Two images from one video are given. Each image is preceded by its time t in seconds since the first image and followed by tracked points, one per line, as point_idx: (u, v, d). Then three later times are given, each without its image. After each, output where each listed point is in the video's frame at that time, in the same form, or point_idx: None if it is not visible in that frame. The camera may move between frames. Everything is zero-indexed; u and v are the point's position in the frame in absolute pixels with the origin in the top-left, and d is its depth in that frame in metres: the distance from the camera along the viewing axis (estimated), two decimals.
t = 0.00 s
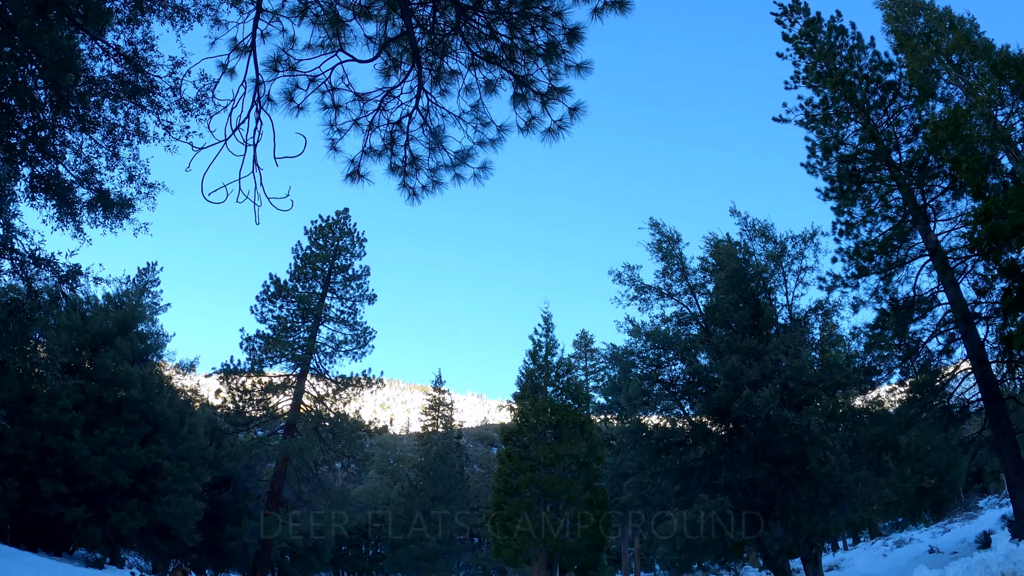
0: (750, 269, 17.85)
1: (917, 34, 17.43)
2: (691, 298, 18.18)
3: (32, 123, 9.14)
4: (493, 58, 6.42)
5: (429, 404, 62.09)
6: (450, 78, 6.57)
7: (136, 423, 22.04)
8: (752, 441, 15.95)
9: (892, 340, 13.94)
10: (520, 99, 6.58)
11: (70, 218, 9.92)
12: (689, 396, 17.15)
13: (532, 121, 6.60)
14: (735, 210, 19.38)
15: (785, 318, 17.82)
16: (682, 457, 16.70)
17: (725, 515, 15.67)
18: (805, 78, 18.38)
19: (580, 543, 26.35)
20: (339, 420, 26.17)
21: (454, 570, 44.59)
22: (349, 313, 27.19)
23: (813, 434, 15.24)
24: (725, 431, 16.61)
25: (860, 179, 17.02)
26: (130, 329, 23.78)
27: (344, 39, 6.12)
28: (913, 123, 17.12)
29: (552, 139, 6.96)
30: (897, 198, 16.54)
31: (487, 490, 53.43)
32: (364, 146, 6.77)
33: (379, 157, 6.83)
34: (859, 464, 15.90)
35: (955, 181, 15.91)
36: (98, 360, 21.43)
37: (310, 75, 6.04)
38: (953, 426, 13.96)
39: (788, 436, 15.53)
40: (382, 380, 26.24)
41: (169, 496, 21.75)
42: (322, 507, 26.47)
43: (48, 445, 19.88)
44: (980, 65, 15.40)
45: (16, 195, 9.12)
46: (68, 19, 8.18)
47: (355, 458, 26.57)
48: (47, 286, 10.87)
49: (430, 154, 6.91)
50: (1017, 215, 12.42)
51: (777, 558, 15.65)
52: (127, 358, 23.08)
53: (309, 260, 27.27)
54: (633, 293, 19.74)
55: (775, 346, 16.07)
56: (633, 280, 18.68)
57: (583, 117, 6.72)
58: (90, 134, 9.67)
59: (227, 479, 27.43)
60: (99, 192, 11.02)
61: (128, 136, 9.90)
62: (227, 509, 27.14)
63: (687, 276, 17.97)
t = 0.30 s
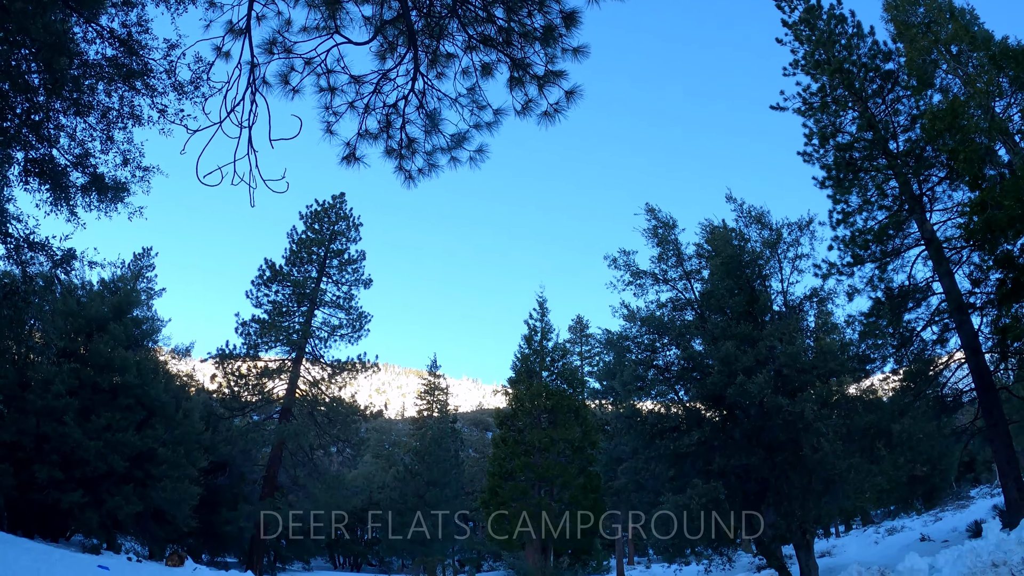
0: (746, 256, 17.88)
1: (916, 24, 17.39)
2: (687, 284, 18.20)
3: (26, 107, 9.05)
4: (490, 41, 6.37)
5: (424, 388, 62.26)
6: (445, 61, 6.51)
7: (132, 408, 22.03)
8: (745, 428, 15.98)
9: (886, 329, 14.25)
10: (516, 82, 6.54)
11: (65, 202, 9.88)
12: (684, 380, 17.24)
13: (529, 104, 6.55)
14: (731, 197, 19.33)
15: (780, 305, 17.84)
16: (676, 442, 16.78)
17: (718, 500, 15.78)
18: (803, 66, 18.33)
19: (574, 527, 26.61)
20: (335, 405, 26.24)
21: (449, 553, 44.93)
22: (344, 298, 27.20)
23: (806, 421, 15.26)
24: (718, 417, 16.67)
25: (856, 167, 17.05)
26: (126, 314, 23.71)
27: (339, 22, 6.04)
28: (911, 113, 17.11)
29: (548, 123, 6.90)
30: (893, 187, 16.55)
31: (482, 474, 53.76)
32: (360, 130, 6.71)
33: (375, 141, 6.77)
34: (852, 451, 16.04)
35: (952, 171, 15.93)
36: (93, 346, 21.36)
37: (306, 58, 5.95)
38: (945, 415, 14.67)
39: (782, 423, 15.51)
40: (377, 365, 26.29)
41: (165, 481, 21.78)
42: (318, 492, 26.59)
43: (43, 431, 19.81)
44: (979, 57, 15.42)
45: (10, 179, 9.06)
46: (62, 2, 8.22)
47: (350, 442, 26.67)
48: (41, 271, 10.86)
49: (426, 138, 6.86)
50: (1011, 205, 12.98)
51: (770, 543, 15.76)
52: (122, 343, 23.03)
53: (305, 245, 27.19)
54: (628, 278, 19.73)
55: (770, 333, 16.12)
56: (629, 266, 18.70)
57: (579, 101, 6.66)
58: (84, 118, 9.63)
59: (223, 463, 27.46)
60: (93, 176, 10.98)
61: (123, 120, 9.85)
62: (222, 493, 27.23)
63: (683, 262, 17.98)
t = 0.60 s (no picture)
0: (741, 243, 17.89)
1: (915, 14, 17.34)
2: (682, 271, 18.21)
3: (19, 92, 8.97)
4: (486, 26, 6.31)
5: (419, 374, 62.32)
6: (441, 45, 6.46)
7: (127, 395, 22.01)
8: (740, 414, 15.99)
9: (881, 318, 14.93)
10: (512, 67, 6.50)
11: (59, 188, 9.83)
12: (678, 366, 17.26)
13: (524, 88, 6.51)
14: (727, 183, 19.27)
15: (775, 293, 17.87)
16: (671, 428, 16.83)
17: (712, 486, 15.86)
18: (801, 53, 18.27)
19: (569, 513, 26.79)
20: (331, 391, 26.27)
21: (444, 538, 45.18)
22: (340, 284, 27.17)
23: (800, 408, 15.34)
24: (713, 404, 16.70)
25: (852, 155, 17.05)
26: (120, 301, 23.61)
27: (334, 5, 5.97)
28: (908, 102, 17.09)
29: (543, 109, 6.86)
30: (890, 175, 16.55)
31: (477, 460, 53.97)
32: (355, 114, 6.66)
33: (370, 125, 6.73)
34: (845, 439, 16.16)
35: (949, 161, 15.93)
36: (87, 332, 21.28)
37: (301, 41, 5.89)
38: (939, 405, 15.07)
39: (776, 409, 15.57)
40: (373, 351, 26.30)
41: (161, 467, 21.83)
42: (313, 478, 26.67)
43: (39, 419, 19.84)
44: (978, 48, 15.41)
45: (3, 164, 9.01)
46: None
47: (346, 428, 26.74)
48: (35, 258, 10.81)
49: (421, 122, 6.82)
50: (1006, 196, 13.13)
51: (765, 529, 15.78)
52: (117, 330, 22.96)
53: (300, 231, 27.08)
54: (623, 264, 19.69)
55: (764, 320, 16.16)
56: (624, 252, 18.69)
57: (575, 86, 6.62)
58: (77, 104, 9.58)
59: (219, 450, 27.48)
60: (88, 161, 10.91)
61: (117, 105, 9.78)
62: (219, 480, 27.18)
63: (678, 249, 17.99)
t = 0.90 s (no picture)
0: (737, 232, 17.87)
1: (913, 4, 17.29)
2: (677, 259, 18.23)
3: (11, 79, 8.87)
4: (481, 12, 6.27)
5: (414, 362, 62.41)
6: (437, 31, 6.43)
7: (123, 383, 21.94)
8: (734, 402, 16.06)
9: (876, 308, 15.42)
10: (508, 54, 6.48)
11: (52, 175, 9.74)
12: (673, 355, 17.29)
13: (519, 75, 6.49)
14: (723, 171, 19.23)
15: (770, 282, 17.92)
16: (665, 417, 16.88)
17: (706, 475, 15.95)
18: (798, 42, 18.23)
19: (564, 501, 26.98)
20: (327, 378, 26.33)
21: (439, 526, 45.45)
22: (335, 272, 27.14)
23: (794, 397, 15.45)
24: (707, 392, 16.71)
25: (849, 145, 17.00)
26: (115, 289, 23.51)
27: None
28: (905, 93, 17.08)
29: (538, 95, 6.84)
30: (886, 166, 16.58)
31: (472, 448, 54.14)
32: (350, 100, 6.64)
33: (365, 111, 6.71)
34: (839, 428, 16.32)
35: (945, 152, 15.93)
36: (82, 321, 21.17)
37: (295, 27, 5.84)
38: (932, 395, 15.95)
39: (769, 398, 15.65)
40: (368, 339, 26.30)
41: (157, 456, 21.83)
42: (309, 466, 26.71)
43: (34, 408, 19.82)
44: (976, 39, 15.23)
45: None
46: None
47: (341, 416, 26.79)
48: (29, 246, 10.71)
49: (416, 108, 6.81)
50: (1002, 188, 13.30)
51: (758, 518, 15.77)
52: (112, 319, 22.87)
53: (296, 219, 26.97)
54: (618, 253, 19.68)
55: (759, 309, 16.21)
56: (619, 240, 18.67)
57: (571, 73, 6.60)
58: (71, 92, 9.50)
59: (214, 438, 27.46)
60: (81, 149, 10.83)
61: (110, 92, 9.70)
62: (215, 469, 27.16)
63: (674, 237, 18.00)
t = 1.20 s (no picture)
0: (733, 221, 17.87)
1: None
2: (673, 247, 18.24)
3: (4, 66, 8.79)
4: None
5: (410, 349, 62.43)
6: (432, 17, 6.37)
7: (118, 372, 21.82)
8: (728, 390, 16.02)
9: (870, 298, 15.55)
10: (503, 39, 6.43)
11: (46, 163, 9.67)
12: (668, 342, 17.37)
13: (515, 61, 6.44)
14: (719, 159, 19.18)
15: (766, 271, 17.94)
16: (659, 404, 16.96)
17: (700, 462, 16.07)
18: (795, 31, 18.17)
19: (559, 487, 27.17)
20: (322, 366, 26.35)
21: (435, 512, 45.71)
22: (331, 259, 27.07)
23: (789, 384, 15.36)
24: (702, 379, 16.69)
25: (845, 135, 17.01)
26: (110, 278, 23.41)
27: None
28: (902, 83, 17.05)
29: (534, 82, 6.79)
30: (882, 156, 16.56)
31: (467, 436, 54.33)
32: (345, 86, 6.58)
33: (360, 97, 6.66)
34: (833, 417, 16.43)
35: (941, 143, 15.96)
36: (76, 310, 21.09)
37: (289, 12, 5.77)
38: (926, 385, 16.10)
39: (764, 386, 15.63)
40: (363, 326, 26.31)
41: (152, 445, 21.80)
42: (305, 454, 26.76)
43: (29, 398, 19.81)
44: (974, 30, 15.45)
45: None
46: None
47: (337, 403, 26.84)
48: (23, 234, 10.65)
49: (411, 94, 6.75)
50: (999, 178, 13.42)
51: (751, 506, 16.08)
52: (107, 307, 22.78)
53: (291, 206, 26.85)
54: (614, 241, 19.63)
55: (754, 297, 16.24)
56: (615, 227, 18.65)
57: (567, 59, 6.55)
58: (64, 79, 9.42)
59: (210, 426, 27.45)
60: (75, 136, 10.74)
61: (104, 79, 9.62)
62: (211, 456, 27.16)
63: (669, 225, 18.00)
